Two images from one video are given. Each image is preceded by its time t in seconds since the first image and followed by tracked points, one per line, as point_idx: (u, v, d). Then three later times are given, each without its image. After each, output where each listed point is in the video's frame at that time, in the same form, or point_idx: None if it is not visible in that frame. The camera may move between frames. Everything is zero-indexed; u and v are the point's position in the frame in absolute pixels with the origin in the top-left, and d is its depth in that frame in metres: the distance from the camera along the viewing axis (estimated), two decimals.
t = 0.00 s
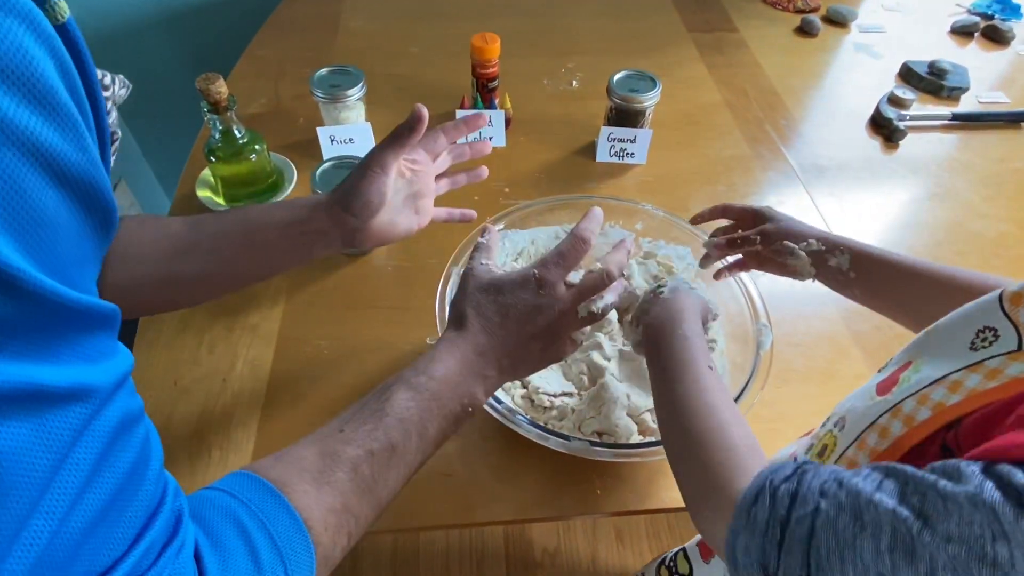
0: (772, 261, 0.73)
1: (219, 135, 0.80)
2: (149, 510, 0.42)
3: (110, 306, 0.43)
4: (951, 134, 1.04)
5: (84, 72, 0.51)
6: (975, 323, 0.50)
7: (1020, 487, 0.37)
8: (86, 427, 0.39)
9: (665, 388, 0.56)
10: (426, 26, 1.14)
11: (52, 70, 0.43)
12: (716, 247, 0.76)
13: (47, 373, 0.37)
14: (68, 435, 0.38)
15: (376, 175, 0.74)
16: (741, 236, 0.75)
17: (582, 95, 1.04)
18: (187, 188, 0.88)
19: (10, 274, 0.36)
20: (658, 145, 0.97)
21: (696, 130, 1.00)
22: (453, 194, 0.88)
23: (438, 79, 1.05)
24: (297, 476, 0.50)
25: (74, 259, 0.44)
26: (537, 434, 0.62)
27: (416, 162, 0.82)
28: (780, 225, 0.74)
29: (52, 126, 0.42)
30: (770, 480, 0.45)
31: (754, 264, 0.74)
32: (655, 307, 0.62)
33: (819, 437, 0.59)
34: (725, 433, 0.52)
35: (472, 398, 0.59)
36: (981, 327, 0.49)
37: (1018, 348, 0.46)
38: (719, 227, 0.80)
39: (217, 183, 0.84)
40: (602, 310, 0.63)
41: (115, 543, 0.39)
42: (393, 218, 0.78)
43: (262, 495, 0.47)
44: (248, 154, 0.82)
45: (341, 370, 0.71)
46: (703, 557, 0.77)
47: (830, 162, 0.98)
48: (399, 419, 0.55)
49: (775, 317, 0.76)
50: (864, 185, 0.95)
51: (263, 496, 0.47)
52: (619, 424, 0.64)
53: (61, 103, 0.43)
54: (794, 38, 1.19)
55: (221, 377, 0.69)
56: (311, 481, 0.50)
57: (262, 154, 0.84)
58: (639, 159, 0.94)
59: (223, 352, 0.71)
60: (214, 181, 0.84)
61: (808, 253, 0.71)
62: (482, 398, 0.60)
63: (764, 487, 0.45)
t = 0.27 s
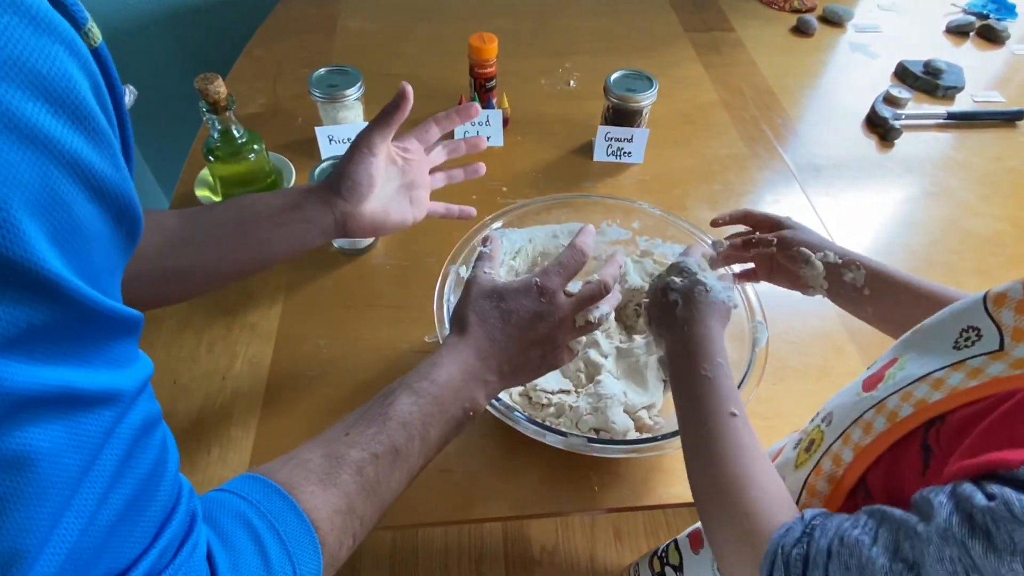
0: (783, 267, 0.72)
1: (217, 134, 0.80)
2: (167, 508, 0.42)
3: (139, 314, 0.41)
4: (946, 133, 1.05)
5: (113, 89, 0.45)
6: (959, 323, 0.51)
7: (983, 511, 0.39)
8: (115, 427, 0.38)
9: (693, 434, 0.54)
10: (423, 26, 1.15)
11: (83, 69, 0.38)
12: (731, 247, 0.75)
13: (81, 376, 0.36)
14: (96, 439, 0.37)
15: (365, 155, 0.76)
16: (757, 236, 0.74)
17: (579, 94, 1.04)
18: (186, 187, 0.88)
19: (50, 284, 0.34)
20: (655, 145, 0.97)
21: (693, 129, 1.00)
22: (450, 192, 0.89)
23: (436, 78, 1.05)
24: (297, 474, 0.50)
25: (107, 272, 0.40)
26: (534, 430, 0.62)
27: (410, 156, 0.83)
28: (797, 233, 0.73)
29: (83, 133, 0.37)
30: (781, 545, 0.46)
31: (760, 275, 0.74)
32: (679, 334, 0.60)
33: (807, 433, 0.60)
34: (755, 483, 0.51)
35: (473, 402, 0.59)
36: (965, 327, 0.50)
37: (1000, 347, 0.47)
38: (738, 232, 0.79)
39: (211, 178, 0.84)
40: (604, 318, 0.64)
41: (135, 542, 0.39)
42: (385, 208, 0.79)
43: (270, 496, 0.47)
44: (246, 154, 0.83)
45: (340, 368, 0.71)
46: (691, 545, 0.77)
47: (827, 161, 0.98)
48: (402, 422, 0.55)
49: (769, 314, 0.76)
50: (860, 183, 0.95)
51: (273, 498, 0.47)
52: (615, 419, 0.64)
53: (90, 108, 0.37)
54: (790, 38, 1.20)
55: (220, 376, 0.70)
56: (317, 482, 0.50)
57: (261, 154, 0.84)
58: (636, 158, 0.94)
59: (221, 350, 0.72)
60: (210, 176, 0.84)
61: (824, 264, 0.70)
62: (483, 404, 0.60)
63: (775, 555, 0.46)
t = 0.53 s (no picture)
0: (785, 276, 0.72)
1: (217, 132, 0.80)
2: (172, 512, 0.42)
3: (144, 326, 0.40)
4: (943, 133, 1.05)
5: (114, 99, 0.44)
6: (947, 322, 0.51)
7: (959, 507, 0.40)
8: (121, 439, 0.38)
9: (699, 440, 0.55)
10: (421, 26, 1.15)
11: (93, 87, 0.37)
12: (733, 252, 0.74)
13: (90, 391, 0.36)
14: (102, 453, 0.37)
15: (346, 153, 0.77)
16: (759, 244, 0.73)
17: (577, 94, 1.05)
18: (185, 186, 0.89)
19: (65, 302, 0.33)
20: (653, 144, 0.98)
21: (692, 128, 1.00)
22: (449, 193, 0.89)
23: (434, 78, 1.05)
24: (299, 475, 0.50)
25: (112, 287, 0.39)
26: (533, 427, 0.63)
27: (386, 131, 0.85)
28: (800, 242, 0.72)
29: (93, 153, 0.36)
30: (775, 546, 0.47)
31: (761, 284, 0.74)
32: (693, 350, 0.59)
33: (799, 430, 0.60)
34: (758, 489, 0.52)
35: (473, 406, 0.59)
36: (954, 327, 0.51)
37: (987, 347, 0.47)
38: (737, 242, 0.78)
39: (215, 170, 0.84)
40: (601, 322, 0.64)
41: (140, 546, 0.39)
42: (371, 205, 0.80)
43: (272, 500, 0.47)
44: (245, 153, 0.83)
45: (339, 367, 0.71)
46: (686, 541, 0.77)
47: (824, 161, 0.98)
48: (402, 427, 0.54)
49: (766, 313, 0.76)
50: (857, 183, 0.96)
51: (274, 502, 0.47)
52: (614, 417, 0.64)
53: (97, 123, 0.36)
54: (788, 37, 1.20)
55: (220, 375, 0.70)
56: (319, 486, 0.50)
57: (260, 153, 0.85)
58: (635, 157, 0.94)
59: (220, 349, 0.72)
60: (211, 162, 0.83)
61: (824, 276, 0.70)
62: (483, 405, 0.59)
63: (768, 556, 0.47)
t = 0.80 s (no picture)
0: (780, 284, 0.72)
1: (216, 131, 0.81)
2: (140, 544, 0.42)
3: (113, 363, 0.42)
4: (942, 133, 1.06)
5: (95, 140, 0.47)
6: (935, 316, 0.52)
7: (938, 487, 0.40)
8: (85, 477, 0.39)
9: (691, 426, 0.55)
10: (420, 26, 1.15)
11: (70, 129, 0.41)
12: (726, 259, 0.74)
13: (53, 434, 0.37)
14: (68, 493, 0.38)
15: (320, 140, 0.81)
16: (751, 251, 0.73)
17: (576, 94, 1.05)
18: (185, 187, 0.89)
19: (31, 354, 0.35)
20: (652, 145, 0.98)
21: (690, 129, 1.01)
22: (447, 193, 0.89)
23: (433, 79, 1.06)
24: (274, 498, 0.50)
25: (80, 321, 0.42)
26: (533, 428, 0.63)
27: (322, 124, 0.89)
28: (794, 248, 0.72)
29: (67, 198, 0.40)
30: (764, 526, 0.48)
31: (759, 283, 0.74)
32: (689, 338, 0.60)
33: (792, 425, 0.60)
34: (747, 474, 0.52)
35: (453, 426, 0.58)
36: (941, 321, 0.51)
37: (972, 339, 0.47)
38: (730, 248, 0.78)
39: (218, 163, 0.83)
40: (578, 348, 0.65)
41: None
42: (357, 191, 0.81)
43: (245, 527, 0.47)
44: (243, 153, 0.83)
45: (338, 368, 0.71)
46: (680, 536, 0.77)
47: (821, 161, 0.99)
48: (382, 450, 0.54)
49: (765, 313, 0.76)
50: (855, 183, 0.96)
51: (247, 531, 0.47)
52: (612, 418, 0.64)
53: (69, 175, 0.40)
54: (787, 38, 1.20)
55: (219, 375, 0.70)
56: (292, 511, 0.49)
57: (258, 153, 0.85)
58: (634, 158, 0.95)
59: (219, 350, 0.72)
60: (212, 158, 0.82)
61: (818, 283, 0.70)
62: (463, 426, 0.60)
63: (757, 537, 0.47)
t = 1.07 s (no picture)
0: (781, 285, 0.72)
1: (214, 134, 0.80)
2: (109, 556, 0.41)
3: (64, 380, 0.42)
4: (940, 133, 1.06)
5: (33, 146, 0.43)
6: (931, 313, 0.51)
7: (930, 477, 0.40)
8: (39, 495, 0.38)
9: (682, 421, 0.55)
10: (420, 28, 1.15)
11: None
12: (725, 265, 0.74)
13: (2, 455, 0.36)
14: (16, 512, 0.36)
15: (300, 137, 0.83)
16: (749, 255, 0.73)
17: (575, 96, 1.05)
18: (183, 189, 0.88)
19: None
20: (651, 146, 0.97)
21: (690, 130, 1.01)
22: (447, 195, 0.89)
23: (432, 80, 1.06)
24: (260, 511, 0.49)
25: (22, 341, 0.40)
26: (533, 431, 0.63)
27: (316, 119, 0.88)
28: (792, 250, 0.72)
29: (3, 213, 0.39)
30: (759, 520, 0.48)
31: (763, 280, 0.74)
32: (677, 335, 0.60)
33: (790, 422, 0.60)
34: (738, 468, 0.52)
35: (444, 441, 0.58)
36: (937, 317, 0.51)
37: (966, 335, 0.47)
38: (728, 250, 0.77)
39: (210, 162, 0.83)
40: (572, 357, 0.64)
41: None
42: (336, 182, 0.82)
43: (231, 539, 0.46)
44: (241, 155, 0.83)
45: (336, 371, 0.71)
46: (678, 536, 0.77)
47: (820, 162, 0.98)
48: (371, 463, 0.54)
49: (766, 313, 0.76)
50: (854, 184, 0.96)
51: (234, 544, 0.46)
52: (613, 420, 0.64)
53: None
54: (786, 39, 1.20)
55: (217, 378, 0.69)
56: (279, 524, 0.49)
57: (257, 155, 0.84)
58: (633, 159, 0.94)
59: (217, 353, 0.72)
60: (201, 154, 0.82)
61: (819, 283, 0.69)
62: (455, 441, 0.59)
63: (753, 529, 0.47)
